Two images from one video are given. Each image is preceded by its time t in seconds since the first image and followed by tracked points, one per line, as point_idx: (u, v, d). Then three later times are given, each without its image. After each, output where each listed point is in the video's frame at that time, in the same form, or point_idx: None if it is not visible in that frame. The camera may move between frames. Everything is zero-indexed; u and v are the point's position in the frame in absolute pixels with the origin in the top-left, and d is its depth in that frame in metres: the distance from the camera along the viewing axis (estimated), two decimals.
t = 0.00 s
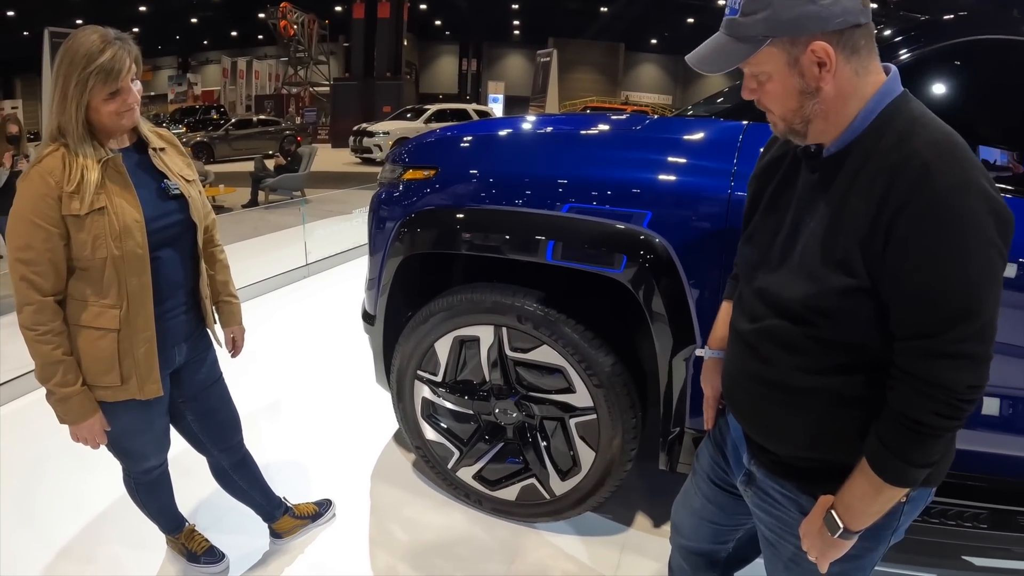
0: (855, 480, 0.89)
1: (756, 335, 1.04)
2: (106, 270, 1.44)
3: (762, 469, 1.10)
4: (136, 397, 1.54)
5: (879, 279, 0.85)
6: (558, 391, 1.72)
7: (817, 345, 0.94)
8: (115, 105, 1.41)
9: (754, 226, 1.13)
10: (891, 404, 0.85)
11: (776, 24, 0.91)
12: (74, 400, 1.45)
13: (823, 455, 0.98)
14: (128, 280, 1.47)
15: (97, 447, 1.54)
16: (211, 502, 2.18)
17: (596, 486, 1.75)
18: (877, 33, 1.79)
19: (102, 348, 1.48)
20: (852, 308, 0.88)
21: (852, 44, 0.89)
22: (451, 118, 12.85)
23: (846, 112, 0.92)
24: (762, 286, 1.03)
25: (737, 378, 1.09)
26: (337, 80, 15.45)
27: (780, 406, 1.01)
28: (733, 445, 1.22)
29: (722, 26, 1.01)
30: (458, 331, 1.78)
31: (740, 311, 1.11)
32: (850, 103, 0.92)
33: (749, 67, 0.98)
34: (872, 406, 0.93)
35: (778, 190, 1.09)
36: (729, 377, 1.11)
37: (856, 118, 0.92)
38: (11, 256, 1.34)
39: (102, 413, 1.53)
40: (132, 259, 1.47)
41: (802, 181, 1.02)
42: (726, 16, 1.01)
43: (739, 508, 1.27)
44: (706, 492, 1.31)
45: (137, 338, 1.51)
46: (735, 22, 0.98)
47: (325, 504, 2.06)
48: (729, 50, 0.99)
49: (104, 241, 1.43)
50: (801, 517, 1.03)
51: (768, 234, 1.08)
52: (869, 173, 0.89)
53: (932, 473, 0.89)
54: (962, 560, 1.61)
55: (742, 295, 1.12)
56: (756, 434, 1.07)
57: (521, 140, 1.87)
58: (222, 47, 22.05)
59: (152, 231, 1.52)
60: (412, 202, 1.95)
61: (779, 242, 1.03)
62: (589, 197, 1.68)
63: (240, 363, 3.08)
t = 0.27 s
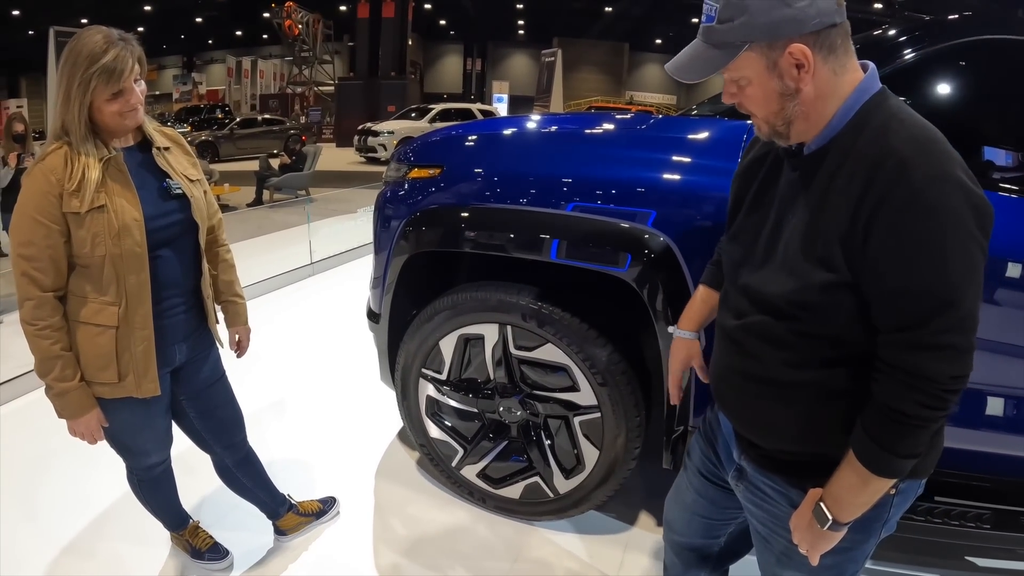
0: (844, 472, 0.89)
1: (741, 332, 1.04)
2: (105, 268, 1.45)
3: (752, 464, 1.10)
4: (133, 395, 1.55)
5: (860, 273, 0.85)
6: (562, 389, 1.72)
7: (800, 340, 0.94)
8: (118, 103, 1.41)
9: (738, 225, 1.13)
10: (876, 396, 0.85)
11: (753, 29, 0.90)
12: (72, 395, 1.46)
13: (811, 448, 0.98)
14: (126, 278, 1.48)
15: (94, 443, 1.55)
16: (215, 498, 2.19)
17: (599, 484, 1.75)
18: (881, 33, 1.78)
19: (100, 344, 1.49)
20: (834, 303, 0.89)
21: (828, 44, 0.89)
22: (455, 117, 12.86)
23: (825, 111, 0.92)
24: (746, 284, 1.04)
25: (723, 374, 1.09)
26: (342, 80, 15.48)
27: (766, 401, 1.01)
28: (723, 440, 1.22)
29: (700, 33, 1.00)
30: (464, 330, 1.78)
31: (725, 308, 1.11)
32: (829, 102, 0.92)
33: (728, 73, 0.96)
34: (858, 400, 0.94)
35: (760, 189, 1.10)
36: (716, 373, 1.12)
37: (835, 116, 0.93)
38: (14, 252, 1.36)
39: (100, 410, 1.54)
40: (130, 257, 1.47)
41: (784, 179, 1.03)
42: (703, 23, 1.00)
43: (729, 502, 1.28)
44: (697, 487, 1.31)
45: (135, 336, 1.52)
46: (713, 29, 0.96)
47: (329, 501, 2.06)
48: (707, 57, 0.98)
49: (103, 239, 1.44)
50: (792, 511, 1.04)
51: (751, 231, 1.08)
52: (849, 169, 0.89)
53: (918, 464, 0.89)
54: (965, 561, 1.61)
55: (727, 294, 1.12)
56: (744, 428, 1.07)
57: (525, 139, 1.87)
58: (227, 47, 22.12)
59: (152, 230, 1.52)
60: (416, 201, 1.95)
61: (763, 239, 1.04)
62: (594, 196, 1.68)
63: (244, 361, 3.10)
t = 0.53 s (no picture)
0: (836, 470, 0.89)
1: (733, 330, 1.04)
2: (101, 265, 1.45)
3: (746, 463, 1.10)
4: (129, 393, 1.55)
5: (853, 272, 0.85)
6: (562, 388, 1.72)
7: (792, 339, 0.94)
8: (117, 101, 1.41)
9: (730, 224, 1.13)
10: (868, 394, 0.85)
11: (750, 31, 0.90)
12: (68, 391, 1.46)
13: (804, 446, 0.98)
14: (122, 275, 1.48)
15: (90, 440, 1.55)
16: (213, 496, 2.19)
17: (598, 484, 1.76)
18: (882, 33, 1.78)
19: (97, 341, 1.49)
20: (826, 302, 0.89)
21: (824, 45, 0.89)
22: (456, 116, 12.85)
23: (821, 112, 0.93)
24: (739, 282, 1.04)
25: (716, 371, 1.10)
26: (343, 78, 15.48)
27: (759, 399, 1.01)
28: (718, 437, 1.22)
29: (693, 36, 1.00)
30: (464, 328, 1.78)
31: (717, 306, 1.11)
32: (825, 102, 0.92)
33: (724, 75, 0.96)
34: (850, 397, 0.94)
35: (752, 187, 1.10)
36: (709, 371, 1.12)
37: (831, 116, 0.93)
38: (11, 248, 1.36)
39: (96, 407, 1.54)
40: (127, 254, 1.47)
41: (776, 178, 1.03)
42: (695, 24, 0.99)
43: (722, 499, 1.28)
44: (690, 484, 1.31)
45: (131, 334, 1.52)
46: (707, 32, 0.96)
47: (329, 499, 2.06)
48: (701, 60, 0.98)
49: (100, 236, 1.44)
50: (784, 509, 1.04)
51: (743, 229, 1.08)
52: (841, 168, 0.89)
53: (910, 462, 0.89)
54: (962, 562, 1.61)
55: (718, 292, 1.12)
56: (738, 425, 1.07)
57: (526, 138, 1.87)
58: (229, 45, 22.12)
59: (148, 228, 1.52)
60: (417, 199, 1.95)
61: (755, 237, 1.04)
62: (594, 195, 1.68)
63: (244, 359, 3.10)
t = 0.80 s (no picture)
0: (837, 473, 0.90)
1: (738, 332, 1.04)
2: (98, 266, 1.45)
3: (746, 465, 1.10)
4: (126, 394, 1.55)
5: (860, 276, 0.86)
6: (561, 390, 1.72)
7: (797, 342, 0.94)
8: (113, 101, 1.41)
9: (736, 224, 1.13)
10: (872, 399, 0.85)
11: (771, 28, 0.89)
12: (65, 393, 1.46)
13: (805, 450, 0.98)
14: (119, 277, 1.47)
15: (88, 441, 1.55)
16: (211, 497, 2.19)
17: (597, 485, 1.76)
18: (882, 37, 1.79)
19: (94, 343, 1.48)
20: (833, 306, 0.89)
21: (843, 47, 0.90)
22: (456, 117, 12.85)
23: (835, 113, 0.93)
24: (744, 284, 1.04)
25: (719, 372, 1.10)
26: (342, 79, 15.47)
27: (760, 402, 1.01)
28: (718, 439, 1.23)
29: (710, 32, 0.99)
30: (462, 329, 1.78)
31: (722, 308, 1.11)
32: (839, 104, 0.92)
33: (740, 72, 0.95)
34: (854, 403, 0.94)
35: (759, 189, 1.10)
36: (712, 372, 1.12)
37: (845, 118, 0.93)
38: (8, 250, 1.36)
39: (94, 408, 1.54)
40: (123, 256, 1.47)
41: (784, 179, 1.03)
42: (711, 19, 0.98)
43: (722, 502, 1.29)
44: (691, 487, 1.31)
45: (128, 336, 1.52)
46: (727, 26, 0.94)
47: (328, 501, 2.06)
48: (720, 55, 0.96)
49: (97, 237, 1.43)
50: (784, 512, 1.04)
51: (750, 231, 1.08)
52: (852, 172, 0.89)
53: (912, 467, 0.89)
54: (960, 564, 1.61)
55: (724, 293, 1.13)
56: (739, 428, 1.07)
57: (525, 139, 1.87)
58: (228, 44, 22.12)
59: (145, 229, 1.52)
60: (416, 200, 1.95)
61: (761, 239, 1.04)
62: (593, 197, 1.68)
63: (242, 360, 3.10)
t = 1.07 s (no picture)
0: (851, 481, 0.89)
1: (757, 331, 1.04)
2: (94, 263, 1.44)
3: (754, 469, 1.10)
4: (122, 390, 1.54)
5: (888, 283, 0.85)
6: (557, 389, 1.72)
7: (816, 345, 0.94)
8: (108, 94, 1.40)
9: (761, 222, 1.13)
10: (892, 407, 0.85)
11: (818, 17, 0.89)
12: (61, 389, 1.45)
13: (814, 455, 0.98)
14: (115, 273, 1.47)
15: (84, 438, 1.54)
16: (207, 494, 2.18)
17: (593, 485, 1.76)
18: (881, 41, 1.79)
19: (89, 340, 1.48)
20: (857, 311, 0.88)
21: (887, 47, 0.89)
22: (454, 116, 12.84)
23: (870, 113, 0.92)
24: (767, 282, 1.03)
25: (734, 372, 1.09)
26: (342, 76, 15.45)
27: (776, 403, 1.01)
28: (723, 442, 1.22)
29: (755, 14, 0.99)
30: (460, 328, 1.78)
31: (743, 306, 1.11)
32: (876, 104, 0.92)
33: (781, 61, 0.95)
34: (871, 411, 0.93)
35: (786, 189, 1.10)
36: (726, 371, 1.12)
37: (881, 120, 0.92)
38: (4, 245, 1.35)
39: (89, 405, 1.54)
40: (120, 252, 1.46)
41: (812, 178, 1.02)
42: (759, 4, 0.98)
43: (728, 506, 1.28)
44: (697, 491, 1.31)
45: (124, 333, 1.51)
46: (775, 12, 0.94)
47: (324, 500, 2.05)
48: (764, 39, 0.95)
49: (92, 233, 1.43)
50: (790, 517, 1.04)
51: (776, 229, 1.08)
52: (884, 177, 0.89)
53: (924, 478, 0.90)
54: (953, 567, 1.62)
55: (744, 291, 1.12)
56: (750, 430, 1.07)
57: (523, 139, 1.87)
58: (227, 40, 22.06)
59: (141, 226, 1.51)
60: (415, 198, 1.95)
61: (786, 239, 1.03)
62: (592, 196, 1.68)
63: (239, 356, 3.09)
